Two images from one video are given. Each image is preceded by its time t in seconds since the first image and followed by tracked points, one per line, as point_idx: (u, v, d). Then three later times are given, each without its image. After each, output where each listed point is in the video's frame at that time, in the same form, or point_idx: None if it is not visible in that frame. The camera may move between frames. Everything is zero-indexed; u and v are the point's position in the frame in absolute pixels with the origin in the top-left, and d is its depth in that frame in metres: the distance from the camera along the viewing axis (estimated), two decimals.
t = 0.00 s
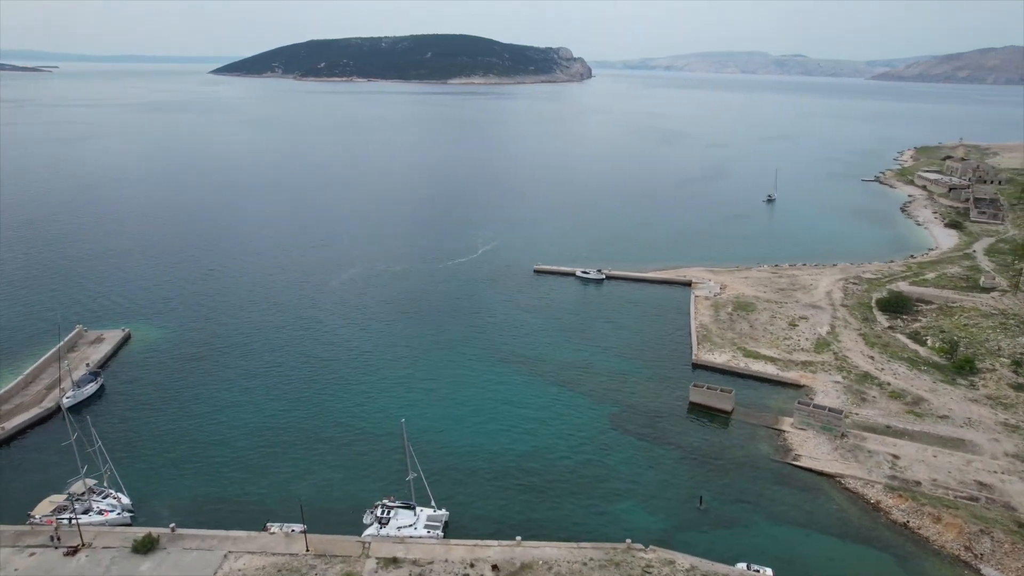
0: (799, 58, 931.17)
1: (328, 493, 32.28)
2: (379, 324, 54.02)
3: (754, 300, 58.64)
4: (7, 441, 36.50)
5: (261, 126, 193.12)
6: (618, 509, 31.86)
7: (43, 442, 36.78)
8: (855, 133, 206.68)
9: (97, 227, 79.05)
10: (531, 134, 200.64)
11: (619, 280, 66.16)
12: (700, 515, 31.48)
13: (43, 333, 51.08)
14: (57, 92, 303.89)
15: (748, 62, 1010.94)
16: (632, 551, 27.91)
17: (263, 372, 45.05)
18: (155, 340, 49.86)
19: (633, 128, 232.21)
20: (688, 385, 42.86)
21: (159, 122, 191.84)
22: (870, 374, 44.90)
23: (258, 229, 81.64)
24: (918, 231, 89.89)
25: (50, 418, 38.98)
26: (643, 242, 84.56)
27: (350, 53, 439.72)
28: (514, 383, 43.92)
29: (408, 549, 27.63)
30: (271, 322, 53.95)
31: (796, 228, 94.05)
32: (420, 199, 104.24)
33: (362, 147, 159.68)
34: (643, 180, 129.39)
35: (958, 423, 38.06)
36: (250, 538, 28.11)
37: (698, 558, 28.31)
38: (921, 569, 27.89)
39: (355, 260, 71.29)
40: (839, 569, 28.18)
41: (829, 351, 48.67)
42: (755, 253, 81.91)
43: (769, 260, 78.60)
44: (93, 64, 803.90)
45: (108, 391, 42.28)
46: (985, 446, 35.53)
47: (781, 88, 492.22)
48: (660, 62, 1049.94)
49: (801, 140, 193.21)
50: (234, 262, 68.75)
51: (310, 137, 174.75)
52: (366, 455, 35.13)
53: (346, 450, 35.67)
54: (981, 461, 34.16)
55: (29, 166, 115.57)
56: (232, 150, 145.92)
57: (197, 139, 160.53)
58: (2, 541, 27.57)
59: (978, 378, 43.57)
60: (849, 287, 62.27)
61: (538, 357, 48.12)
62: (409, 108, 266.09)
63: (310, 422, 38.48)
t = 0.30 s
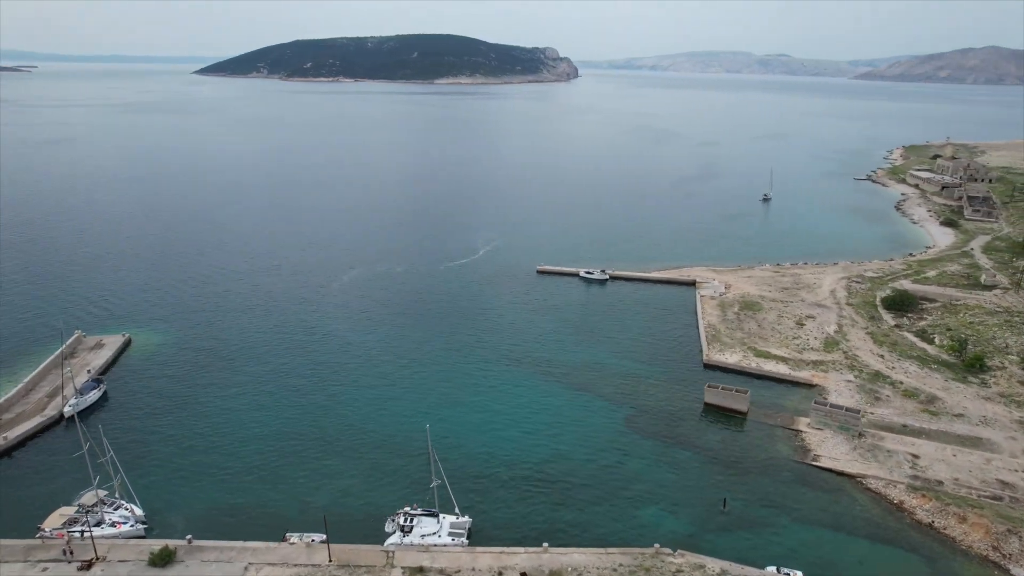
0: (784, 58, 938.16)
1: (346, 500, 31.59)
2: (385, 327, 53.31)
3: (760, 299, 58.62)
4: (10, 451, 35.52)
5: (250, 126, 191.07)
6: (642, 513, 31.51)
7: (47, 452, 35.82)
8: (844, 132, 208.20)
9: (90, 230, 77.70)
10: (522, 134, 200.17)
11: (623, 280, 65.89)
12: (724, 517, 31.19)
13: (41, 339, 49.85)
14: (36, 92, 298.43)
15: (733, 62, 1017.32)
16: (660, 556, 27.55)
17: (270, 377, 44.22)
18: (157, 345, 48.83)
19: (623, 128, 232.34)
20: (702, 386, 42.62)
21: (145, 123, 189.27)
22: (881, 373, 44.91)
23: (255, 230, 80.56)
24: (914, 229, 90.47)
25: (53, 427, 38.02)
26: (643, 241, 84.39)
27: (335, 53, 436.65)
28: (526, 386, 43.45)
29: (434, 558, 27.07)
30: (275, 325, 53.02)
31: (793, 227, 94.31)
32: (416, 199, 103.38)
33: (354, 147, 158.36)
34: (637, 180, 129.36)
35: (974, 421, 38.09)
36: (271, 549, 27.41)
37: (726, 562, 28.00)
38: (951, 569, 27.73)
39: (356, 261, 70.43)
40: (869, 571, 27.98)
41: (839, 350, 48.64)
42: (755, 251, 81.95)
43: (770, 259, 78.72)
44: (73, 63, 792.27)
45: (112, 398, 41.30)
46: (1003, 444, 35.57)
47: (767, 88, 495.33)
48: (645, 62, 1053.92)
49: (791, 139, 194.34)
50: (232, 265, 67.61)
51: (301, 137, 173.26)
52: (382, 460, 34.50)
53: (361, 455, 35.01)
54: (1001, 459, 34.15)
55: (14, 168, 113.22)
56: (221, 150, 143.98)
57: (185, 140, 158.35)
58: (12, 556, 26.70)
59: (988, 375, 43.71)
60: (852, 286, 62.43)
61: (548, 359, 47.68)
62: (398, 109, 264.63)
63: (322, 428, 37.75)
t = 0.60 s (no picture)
0: (765, 58, 946.35)
1: (363, 508, 30.90)
2: (388, 330, 52.54)
3: (762, 298, 58.67)
4: (9, 464, 34.37)
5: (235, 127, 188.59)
6: (664, 515, 31.12)
7: (48, 464, 34.68)
8: (829, 131, 210.16)
9: (79, 233, 75.95)
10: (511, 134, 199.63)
11: (624, 280, 65.64)
12: (747, 518, 30.90)
13: (34, 345, 48.42)
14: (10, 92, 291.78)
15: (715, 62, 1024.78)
16: (687, 560, 27.22)
17: (275, 382, 43.29)
18: (155, 350, 47.64)
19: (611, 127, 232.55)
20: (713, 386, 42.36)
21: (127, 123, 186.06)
22: (890, 371, 45.04)
23: (249, 232, 79.30)
24: (906, 227, 91.31)
25: (53, 437, 36.87)
26: (640, 241, 84.31)
27: (318, 53, 433.11)
28: (536, 388, 42.96)
29: (460, 566, 26.53)
30: (276, 329, 52.03)
31: (787, 225, 94.77)
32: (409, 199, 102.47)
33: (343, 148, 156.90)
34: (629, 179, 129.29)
35: (985, 419, 38.27)
36: (291, 560, 26.69)
37: (753, 564, 27.71)
38: (977, 567, 27.73)
39: (353, 263, 69.50)
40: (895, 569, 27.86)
41: (845, 348, 48.75)
42: (752, 250, 82.16)
43: (767, 257, 78.92)
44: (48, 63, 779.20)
45: (111, 406, 40.13)
46: (1016, 441, 35.75)
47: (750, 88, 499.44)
48: (628, 62, 1057.59)
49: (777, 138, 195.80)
50: (227, 267, 66.34)
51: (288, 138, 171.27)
52: (397, 466, 33.85)
53: (375, 461, 34.29)
54: (1016, 456, 34.30)
55: None
56: (207, 151, 141.70)
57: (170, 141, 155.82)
58: (21, 573, 25.85)
59: (995, 372, 44.02)
60: (852, 284, 62.73)
61: (556, 360, 47.22)
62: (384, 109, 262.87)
63: (333, 434, 36.98)
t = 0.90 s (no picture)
0: (744, 58, 955.46)
1: (381, 515, 30.26)
2: (391, 332, 51.83)
3: (763, 297, 58.82)
4: (8, 476, 33.23)
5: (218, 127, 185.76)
6: (684, 516, 30.89)
7: (49, 475, 33.62)
8: (813, 130, 211.97)
9: (66, 236, 74.09)
10: (498, 134, 199.09)
11: (623, 279, 65.46)
12: (768, 518, 30.80)
13: (25, 352, 46.96)
14: None
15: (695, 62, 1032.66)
16: (713, 562, 27.03)
17: (279, 386, 42.41)
18: (153, 354, 46.49)
19: (597, 127, 232.76)
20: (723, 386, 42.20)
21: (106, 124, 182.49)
22: (895, 368, 45.31)
23: (241, 234, 77.90)
24: (896, 224, 92.25)
25: (53, 447, 35.77)
26: (636, 241, 84.19)
27: (299, 52, 428.80)
28: (545, 389, 42.52)
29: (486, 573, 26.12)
30: (276, 332, 51.01)
31: (779, 224, 95.29)
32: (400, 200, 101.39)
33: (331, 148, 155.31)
34: (620, 178, 129.20)
35: (993, 414, 38.62)
36: (312, 570, 26.09)
37: (778, 565, 27.59)
38: (998, 563, 27.85)
39: (350, 265, 68.52)
40: (920, 566, 27.87)
41: (850, 346, 48.96)
42: (747, 248, 82.48)
43: (763, 256, 79.24)
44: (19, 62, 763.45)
45: (111, 413, 39.03)
46: None
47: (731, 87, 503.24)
48: (609, 61, 1062.69)
49: (763, 137, 197.11)
50: (222, 270, 65.03)
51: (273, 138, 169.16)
52: (411, 471, 33.27)
53: (389, 466, 33.70)
54: None
55: None
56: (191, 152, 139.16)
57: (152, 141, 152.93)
58: None
59: (998, 368, 44.48)
60: (850, 282, 63.16)
61: (562, 360, 46.83)
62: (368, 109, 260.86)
63: (343, 438, 36.30)
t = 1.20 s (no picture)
0: (724, 58, 963.30)
1: (400, 521, 29.72)
2: (394, 333, 51.15)
3: (764, 295, 59.01)
4: (11, 489, 32.19)
5: (201, 128, 183.02)
6: (705, 516, 30.74)
7: (53, 486, 32.66)
8: (798, 129, 214.02)
9: (51, 239, 72.25)
10: (485, 134, 198.57)
11: (623, 279, 65.36)
12: (788, 516, 30.77)
13: (17, 358, 45.58)
14: None
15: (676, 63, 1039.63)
16: (740, 562, 26.89)
17: (285, 390, 41.57)
18: (151, 359, 45.39)
19: (583, 126, 233.00)
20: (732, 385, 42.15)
21: (85, 124, 178.86)
22: (900, 364, 45.65)
23: (233, 235, 76.57)
24: (886, 222, 93.28)
25: (55, 458, 34.73)
26: (631, 240, 84.16)
27: (280, 52, 424.34)
28: (555, 390, 42.17)
29: None
30: (276, 335, 50.09)
31: (772, 222, 95.93)
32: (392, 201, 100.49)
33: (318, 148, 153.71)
34: (610, 178, 129.24)
35: (1001, 409, 39.03)
36: None
37: (803, 563, 27.53)
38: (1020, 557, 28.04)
39: (347, 266, 67.61)
40: (942, 562, 27.98)
41: (853, 343, 49.24)
42: (742, 247, 82.80)
43: (758, 254, 79.69)
44: None
45: (113, 421, 38.01)
46: None
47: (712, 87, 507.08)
48: (590, 61, 1066.10)
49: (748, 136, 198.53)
50: (217, 272, 63.81)
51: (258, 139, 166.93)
52: (427, 476, 32.76)
53: (405, 471, 33.17)
54: None
55: None
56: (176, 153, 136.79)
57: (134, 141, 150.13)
58: None
59: (1000, 363, 45.04)
60: (848, 279, 63.62)
61: (569, 361, 46.50)
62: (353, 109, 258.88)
63: (355, 443, 35.63)
